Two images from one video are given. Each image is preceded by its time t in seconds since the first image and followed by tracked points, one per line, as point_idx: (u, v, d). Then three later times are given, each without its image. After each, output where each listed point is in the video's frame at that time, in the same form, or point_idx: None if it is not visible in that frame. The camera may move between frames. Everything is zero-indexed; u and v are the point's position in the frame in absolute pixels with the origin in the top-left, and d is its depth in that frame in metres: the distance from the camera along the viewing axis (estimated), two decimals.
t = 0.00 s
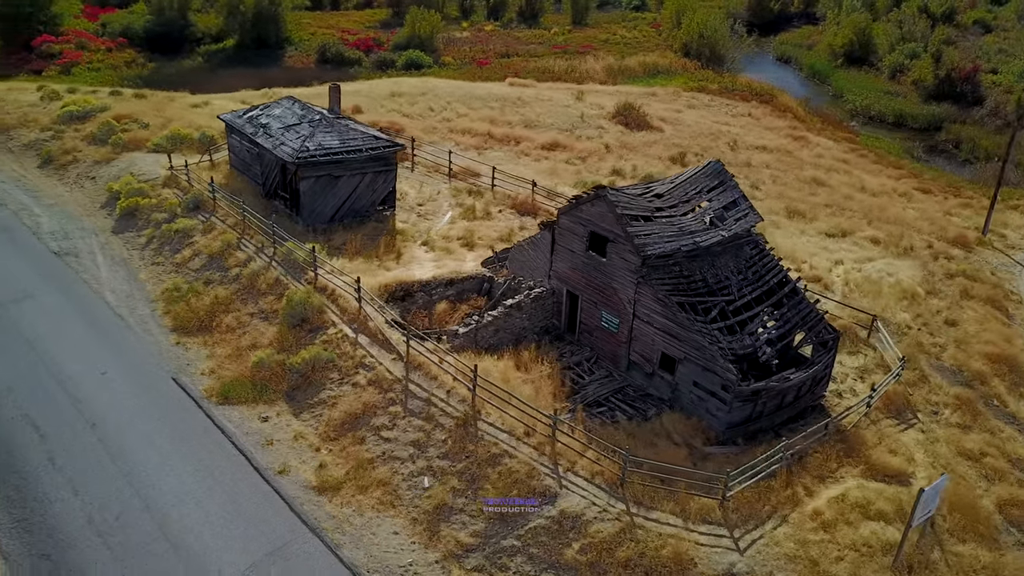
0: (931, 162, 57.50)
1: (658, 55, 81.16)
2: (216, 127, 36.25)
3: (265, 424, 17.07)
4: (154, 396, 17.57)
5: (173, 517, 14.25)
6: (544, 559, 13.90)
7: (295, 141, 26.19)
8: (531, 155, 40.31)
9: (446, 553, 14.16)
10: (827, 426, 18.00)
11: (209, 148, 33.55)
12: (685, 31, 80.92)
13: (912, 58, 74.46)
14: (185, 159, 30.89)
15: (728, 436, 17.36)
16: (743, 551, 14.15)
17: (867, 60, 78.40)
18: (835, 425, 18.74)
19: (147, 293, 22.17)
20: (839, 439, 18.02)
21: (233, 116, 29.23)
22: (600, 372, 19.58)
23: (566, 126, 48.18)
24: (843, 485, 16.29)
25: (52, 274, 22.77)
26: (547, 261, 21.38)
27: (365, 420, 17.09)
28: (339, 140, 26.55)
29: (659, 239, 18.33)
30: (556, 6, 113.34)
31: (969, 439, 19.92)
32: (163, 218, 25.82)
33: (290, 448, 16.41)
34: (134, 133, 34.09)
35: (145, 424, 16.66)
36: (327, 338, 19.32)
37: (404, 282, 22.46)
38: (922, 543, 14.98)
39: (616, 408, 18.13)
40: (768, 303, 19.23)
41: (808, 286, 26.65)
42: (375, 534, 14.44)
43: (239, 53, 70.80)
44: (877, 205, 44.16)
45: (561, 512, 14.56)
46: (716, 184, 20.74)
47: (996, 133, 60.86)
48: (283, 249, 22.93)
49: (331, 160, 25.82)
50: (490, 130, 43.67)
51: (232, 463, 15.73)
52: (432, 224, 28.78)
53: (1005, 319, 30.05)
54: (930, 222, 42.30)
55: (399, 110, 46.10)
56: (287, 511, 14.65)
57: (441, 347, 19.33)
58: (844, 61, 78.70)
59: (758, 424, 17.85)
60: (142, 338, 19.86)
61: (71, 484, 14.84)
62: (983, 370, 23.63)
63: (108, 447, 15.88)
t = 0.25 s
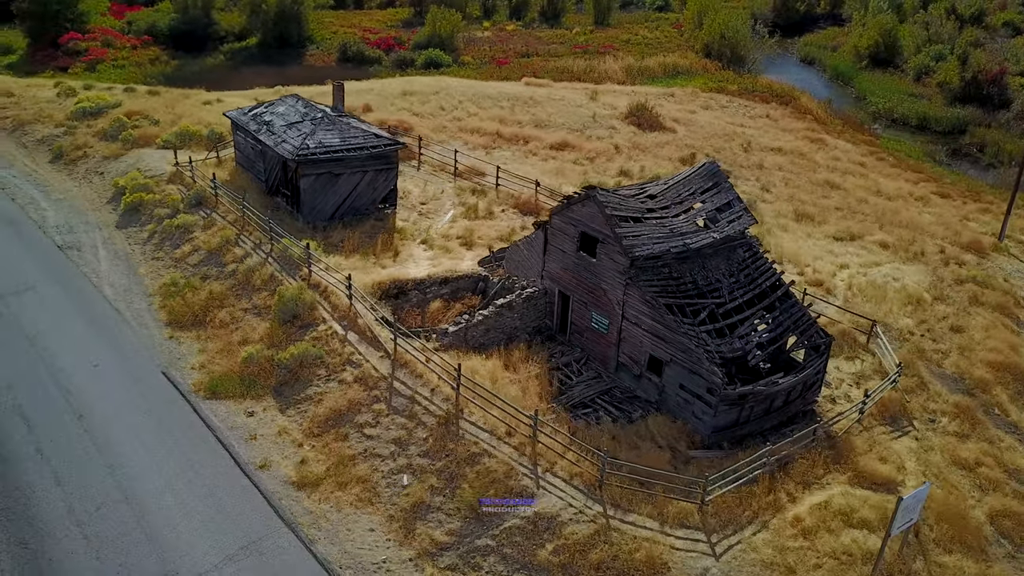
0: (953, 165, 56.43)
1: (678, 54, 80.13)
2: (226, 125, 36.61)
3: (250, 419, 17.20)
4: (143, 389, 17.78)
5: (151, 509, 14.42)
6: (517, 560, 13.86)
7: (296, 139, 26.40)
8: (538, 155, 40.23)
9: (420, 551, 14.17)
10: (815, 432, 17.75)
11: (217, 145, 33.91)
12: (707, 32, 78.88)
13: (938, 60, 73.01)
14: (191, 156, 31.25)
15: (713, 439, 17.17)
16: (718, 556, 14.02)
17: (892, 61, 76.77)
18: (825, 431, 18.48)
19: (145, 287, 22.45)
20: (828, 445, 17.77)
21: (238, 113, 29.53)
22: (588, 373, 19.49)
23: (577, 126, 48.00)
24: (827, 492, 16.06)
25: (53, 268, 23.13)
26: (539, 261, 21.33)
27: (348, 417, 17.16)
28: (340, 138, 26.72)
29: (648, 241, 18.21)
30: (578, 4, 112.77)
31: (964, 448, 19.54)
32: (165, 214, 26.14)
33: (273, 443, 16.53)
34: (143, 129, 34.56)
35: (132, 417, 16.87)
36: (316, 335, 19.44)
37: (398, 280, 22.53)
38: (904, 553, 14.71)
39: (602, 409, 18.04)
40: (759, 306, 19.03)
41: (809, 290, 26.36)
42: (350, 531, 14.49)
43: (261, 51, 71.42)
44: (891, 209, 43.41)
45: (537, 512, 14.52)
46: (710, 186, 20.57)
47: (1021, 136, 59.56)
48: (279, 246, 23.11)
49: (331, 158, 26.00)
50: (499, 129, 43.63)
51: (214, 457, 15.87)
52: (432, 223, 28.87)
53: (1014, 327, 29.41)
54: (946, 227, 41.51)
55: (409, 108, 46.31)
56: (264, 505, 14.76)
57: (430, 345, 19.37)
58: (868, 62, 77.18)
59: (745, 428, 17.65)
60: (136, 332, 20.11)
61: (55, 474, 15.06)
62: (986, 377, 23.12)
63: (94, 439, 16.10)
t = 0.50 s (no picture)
0: (979, 171, 55.30)
1: (700, 55, 79.31)
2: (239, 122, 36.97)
3: (243, 414, 17.35)
4: (139, 383, 18.01)
5: (139, 501, 14.61)
6: (497, 561, 13.83)
7: (302, 137, 26.61)
8: (549, 156, 40.18)
9: (402, 549, 14.20)
10: (809, 439, 17.51)
11: (229, 142, 34.27)
12: (732, 33, 77.52)
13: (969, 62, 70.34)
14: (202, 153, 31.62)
15: (704, 444, 16.99)
16: (700, 562, 13.89)
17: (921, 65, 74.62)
18: (821, 438, 18.22)
19: (149, 282, 22.75)
20: (822, 452, 17.54)
21: (248, 111, 29.83)
22: (583, 376, 19.40)
23: (591, 127, 47.82)
24: (817, 500, 15.83)
25: (61, 262, 23.53)
26: (537, 263, 21.29)
27: (339, 415, 17.25)
28: (346, 137, 26.89)
29: (642, 243, 18.12)
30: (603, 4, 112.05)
31: (965, 458, 19.14)
32: (173, 210, 26.49)
33: (264, 439, 16.66)
34: (158, 127, 35.07)
35: (127, 409, 17.11)
36: (312, 332, 19.57)
37: (398, 279, 22.61)
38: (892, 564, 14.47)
39: (593, 412, 17.95)
40: (756, 311, 18.83)
41: (814, 296, 26.04)
42: (334, 527, 14.56)
43: (285, 50, 72.09)
44: (910, 213, 42.58)
45: (519, 514, 14.49)
46: (710, 189, 20.39)
47: None
48: (281, 243, 23.29)
49: (336, 156, 26.18)
50: (512, 129, 43.64)
51: (204, 451, 16.04)
52: (437, 222, 28.90)
53: None
54: (965, 232, 40.63)
55: (423, 108, 46.42)
56: (249, 500, 14.88)
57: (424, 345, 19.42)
58: (896, 66, 75.02)
59: (738, 434, 17.46)
60: (137, 326, 20.39)
61: (47, 465, 15.32)
62: (993, 387, 22.61)
63: (88, 430, 16.35)
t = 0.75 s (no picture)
0: (1013, 177, 53.85)
1: (729, 57, 78.35)
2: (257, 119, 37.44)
3: (237, 407, 17.58)
4: (137, 374, 18.36)
5: (127, 491, 14.90)
6: (474, 560, 13.83)
7: (312, 134, 26.88)
8: (564, 156, 40.04)
9: (382, 545, 14.26)
10: (802, 446, 17.23)
11: (245, 138, 34.74)
12: (764, 34, 76.07)
13: (1008, 65, 68.42)
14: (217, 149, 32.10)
15: (695, 449, 16.81)
16: (680, 567, 13.76)
17: (959, 67, 72.59)
18: (816, 446, 17.91)
19: (156, 275, 23.15)
20: (816, 461, 17.25)
21: (262, 108, 30.19)
22: (577, 377, 19.30)
23: (610, 128, 47.55)
24: (806, 508, 15.58)
25: (73, 254, 24.06)
26: (536, 263, 21.24)
27: (330, 410, 17.38)
28: (355, 135, 27.09)
29: (638, 244, 17.97)
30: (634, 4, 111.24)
31: (967, 470, 18.66)
32: (184, 205, 26.93)
33: (255, 431, 16.86)
34: (177, 123, 35.70)
35: (123, 401, 17.45)
36: (310, 328, 19.75)
37: (399, 276, 22.70)
38: None
39: (585, 413, 17.85)
40: (753, 315, 18.57)
41: (822, 301, 25.62)
42: (316, 522, 14.69)
43: (316, 48, 72.90)
44: (935, 219, 41.57)
45: (499, 513, 14.48)
46: (711, 191, 20.15)
47: None
48: (286, 238, 23.52)
49: (344, 154, 26.39)
50: (529, 129, 43.56)
51: (195, 443, 16.29)
52: (445, 221, 28.95)
53: None
54: (992, 239, 39.54)
55: (442, 107, 46.60)
56: (235, 492, 15.07)
57: (419, 343, 19.47)
58: (933, 68, 73.22)
59: (730, 440, 17.25)
60: (140, 318, 20.79)
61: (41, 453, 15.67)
62: (1004, 398, 21.99)
63: (84, 420, 16.72)
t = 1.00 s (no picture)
0: None
1: (752, 59, 77.54)
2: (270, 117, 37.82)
3: (230, 402, 17.77)
4: (135, 368, 18.65)
5: (116, 482, 15.14)
6: (454, 560, 13.85)
7: (319, 133, 27.09)
8: (576, 157, 39.95)
9: (363, 542, 14.33)
10: (793, 452, 17.00)
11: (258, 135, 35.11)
12: (789, 35, 75.05)
13: None
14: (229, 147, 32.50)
15: (684, 453, 16.69)
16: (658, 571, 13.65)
17: (990, 70, 70.94)
18: (810, 453, 17.68)
19: (161, 271, 23.49)
20: (807, 468, 17.05)
21: (273, 107, 30.49)
22: (570, 379, 19.25)
23: (625, 130, 47.33)
24: (793, 516, 15.37)
25: (81, 248, 24.49)
26: (534, 264, 21.21)
27: (321, 407, 17.50)
28: (361, 134, 27.25)
29: (632, 247, 17.88)
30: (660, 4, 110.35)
31: (966, 482, 18.27)
32: (192, 202, 27.30)
33: (246, 426, 17.04)
34: (192, 120, 36.21)
35: (119, 394, 17.74)
36: (306, 325, 19.91)
37: (398, 275, 22.81)
38: None
39: (575, 415, 17.80)
40: (749, 320, 18.38)
41: (827, 307, 25.29)
42: (300, 518, 14.80)
43: (341, 48, 73.53)
44: (956, 224, 40.71)
45: (481, 514, 14.48)
46: (710, 194, 19.99)
47: None
48: (288, 236, 23.75)
49: (350, 153, 26.56)
50: (542, 130, 43.51)
51: (186, 437, 16.51)
52: (450, 220, 28.99)
53: None
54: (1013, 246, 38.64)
55: (457, 107, 46.67)
56: (222, 487, 15.26)
57: (414, 342, 19.56)
58: (963, 71, 71.66)
59: (720, 445, 17.09)
60: (142, 312, 21.10)
61: (36, 443, 15.98)
62: (1010, 409, 21.50)
63: (79, 412, 17.02)
